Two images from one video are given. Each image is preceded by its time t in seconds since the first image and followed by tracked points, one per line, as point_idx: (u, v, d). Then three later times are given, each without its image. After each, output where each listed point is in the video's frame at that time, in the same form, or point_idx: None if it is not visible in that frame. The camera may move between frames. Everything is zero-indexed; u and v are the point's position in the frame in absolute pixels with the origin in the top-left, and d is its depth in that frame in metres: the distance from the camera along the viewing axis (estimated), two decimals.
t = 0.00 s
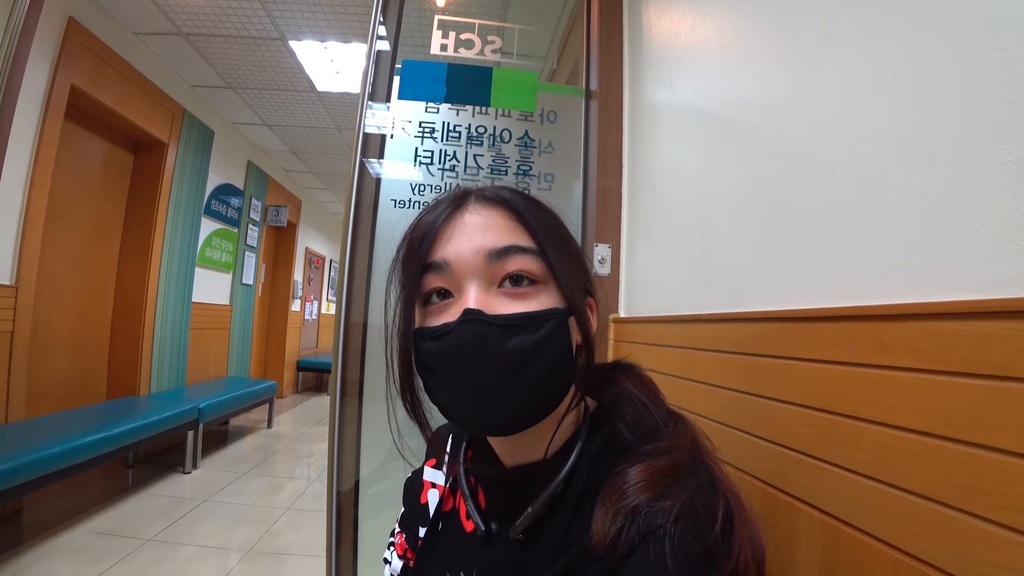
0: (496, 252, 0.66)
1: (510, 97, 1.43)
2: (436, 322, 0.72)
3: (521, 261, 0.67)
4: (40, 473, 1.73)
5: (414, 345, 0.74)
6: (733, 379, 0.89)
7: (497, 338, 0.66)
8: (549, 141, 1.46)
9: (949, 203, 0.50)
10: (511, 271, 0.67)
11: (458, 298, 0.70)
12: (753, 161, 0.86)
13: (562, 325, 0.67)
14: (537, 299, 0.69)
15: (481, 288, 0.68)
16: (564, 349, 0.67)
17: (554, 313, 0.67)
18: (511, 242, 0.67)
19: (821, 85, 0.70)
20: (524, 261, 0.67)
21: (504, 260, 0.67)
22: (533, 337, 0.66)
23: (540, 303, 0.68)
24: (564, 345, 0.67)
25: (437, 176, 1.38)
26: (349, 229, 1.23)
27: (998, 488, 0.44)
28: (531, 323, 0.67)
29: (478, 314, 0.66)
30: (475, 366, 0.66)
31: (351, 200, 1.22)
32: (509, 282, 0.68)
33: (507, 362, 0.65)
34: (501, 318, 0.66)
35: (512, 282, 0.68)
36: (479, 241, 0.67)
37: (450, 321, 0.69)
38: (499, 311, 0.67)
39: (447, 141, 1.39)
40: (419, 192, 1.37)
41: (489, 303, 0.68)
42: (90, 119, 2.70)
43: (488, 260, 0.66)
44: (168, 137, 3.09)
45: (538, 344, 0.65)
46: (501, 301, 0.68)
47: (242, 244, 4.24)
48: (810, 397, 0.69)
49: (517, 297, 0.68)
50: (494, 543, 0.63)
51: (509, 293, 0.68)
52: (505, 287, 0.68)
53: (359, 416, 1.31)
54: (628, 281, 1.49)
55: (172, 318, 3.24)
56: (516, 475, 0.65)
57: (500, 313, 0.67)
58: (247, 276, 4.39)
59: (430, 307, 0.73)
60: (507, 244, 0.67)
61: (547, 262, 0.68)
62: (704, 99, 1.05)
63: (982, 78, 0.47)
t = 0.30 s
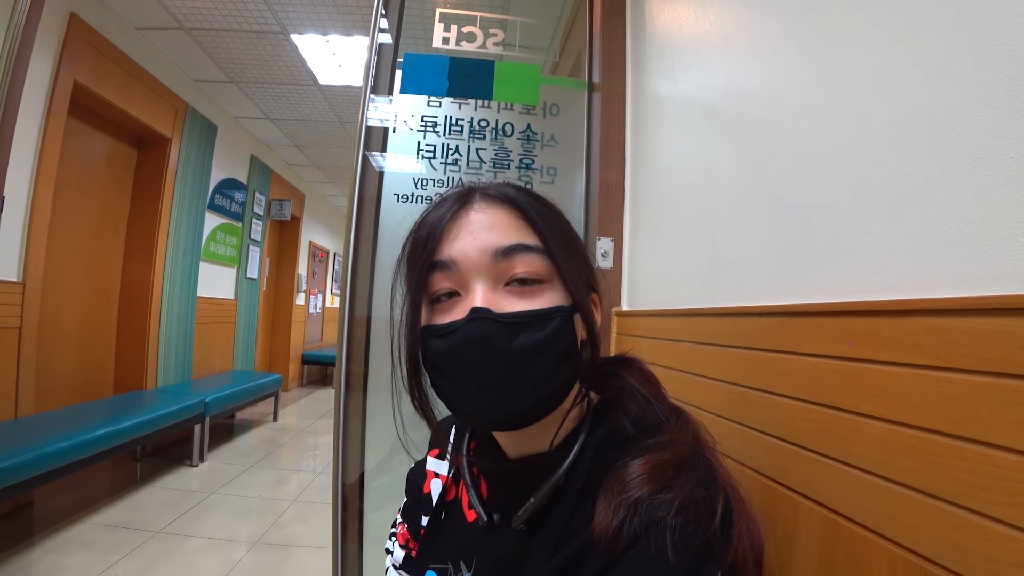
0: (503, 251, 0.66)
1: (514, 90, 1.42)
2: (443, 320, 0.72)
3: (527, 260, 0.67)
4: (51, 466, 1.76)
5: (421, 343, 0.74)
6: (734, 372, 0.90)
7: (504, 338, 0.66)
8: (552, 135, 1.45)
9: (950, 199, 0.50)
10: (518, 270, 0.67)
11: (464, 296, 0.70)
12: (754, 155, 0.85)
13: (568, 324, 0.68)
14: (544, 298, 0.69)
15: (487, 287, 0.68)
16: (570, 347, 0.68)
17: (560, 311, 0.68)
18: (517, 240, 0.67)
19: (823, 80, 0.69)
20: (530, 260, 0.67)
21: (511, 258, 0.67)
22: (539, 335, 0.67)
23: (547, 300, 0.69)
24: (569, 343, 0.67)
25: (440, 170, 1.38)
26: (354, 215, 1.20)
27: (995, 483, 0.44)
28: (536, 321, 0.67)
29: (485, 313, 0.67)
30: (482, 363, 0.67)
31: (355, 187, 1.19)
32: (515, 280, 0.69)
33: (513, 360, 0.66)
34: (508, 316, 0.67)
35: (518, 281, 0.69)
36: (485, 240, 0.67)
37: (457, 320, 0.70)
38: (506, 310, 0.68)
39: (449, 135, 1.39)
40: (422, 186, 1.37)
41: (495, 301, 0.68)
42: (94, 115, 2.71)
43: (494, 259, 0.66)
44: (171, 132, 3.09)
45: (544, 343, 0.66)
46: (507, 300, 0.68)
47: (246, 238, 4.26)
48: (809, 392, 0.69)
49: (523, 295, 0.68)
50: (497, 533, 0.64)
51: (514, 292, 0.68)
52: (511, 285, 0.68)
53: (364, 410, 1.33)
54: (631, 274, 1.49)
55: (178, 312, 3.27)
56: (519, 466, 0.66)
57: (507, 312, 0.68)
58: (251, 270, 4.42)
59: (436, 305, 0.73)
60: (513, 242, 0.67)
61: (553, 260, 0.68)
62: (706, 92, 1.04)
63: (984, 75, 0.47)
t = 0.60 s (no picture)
0: (510, 247, 0.66)
1: (516, 83, 1.41)
2: (450, 315, 0.73)
3: (535, 255, 0.67)
4: (55, 459, 1.78)
5: (428, 337, 0.75)
6: (736, 367, 0.90)
7: (512, 333, 0.67)
8: (554, 128, 1.45)
9: (955, 194, 0.50)
10: (526, 265, 0.68)
11: (472, 291, 0.71)
12: (758, 148, 0.85)
13: (575, 319, 0.68)
14: (551, 293, 0.69)
15: (495, 282, 0.68)
16: (578, 342, 0.68)
17: (568, 306, 0.68)
18: (524, 236, 0.67)
19: (827, 74, 0.69)
20: (537, 255, 0.68)
21: (519, 254, 0.67)
22: (547, 331, 0.67)
23: (554, 296, 0.69)
24: (577, 338, 0.68)
25: (442, 163, 1.38)
26: (356, 211, 1.21)
27: (995, 479, 0.44)
28: (544, 316, 0.68)
29: (493, 309, 0.67)
30: (490, 358, 0.67)
31: (356, 186, 1.21)
32: (522, 275, 0.69)
33: (521, 356, 0.66)
34: (516, 312, 0.67)
35: (526, 276, 0.69)
36: (493, 236, 0.67)
37: (464, 315, 0.70)
38: (514, 305, 0.68)
39: (452, 128, 1.38)
40: (424, 179, 1.37)
41: (503, 297, 0.68)
42: (96, 108, 2.71)
43: (502, 254, 0.67)
44: (173, 125, 3.09)
45: (552, 338, 0.67)
46: (515, 296, 0.68)
47: (248, 231, 4.26)
48: (810, 387, 0.69)
49: (531, 290, 0.68)
50: (500, 522, 0.65)
51: (522, 287, 0.69)
52: (519, 281, 0.69)
53: (367, 403, 1.34)
54: (633, 268, 1.49)
55: (180, 305, 3.28)
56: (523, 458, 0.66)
57: (515, 307, 0.68)
58: (253, 263, 4.43)
59: (444, 300, 0.74)
60: (521, 238, 0.67)
61: (561, 256, 0.68)
62: (709, 86, 1.04)
63: (989, 69, 0.47)
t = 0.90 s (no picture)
0: (515, 242, 0.66)
1: (520, 75, 1.40)
2: (454, 310, 0.73)
3: (541, 250, 0.67)
4: (59, 448, 1.79)
5: (432, 332, 0.75)
6: (738, 363, 0.90)
7: (517, 330, 0.66)
8: (558, 120, 1.43)
9: (962, 191, 0.49)
10: (532, 261, 0.67)
11: (477, 287, 0.70)
12: (763, 142, 0.84)
13: (581, 315, 0.68)
14: (557, 289, 0.69)
15: (500, 278, 0.68)
16: (584, 339, 0.68)
17: (574, 302, 0.68)
18: (530, 232, 0.67)
19: (835, 67, 0.67)
20: (543, 251, 0.67)
21: (524, 249, 0.67)
22: (552, 328, 0.67)
23: (560, 291, 0.69)
24: (582, 335, 0.67)
25: (444, 155, 1.37)
26: (359, 202, 1.21)
27: (997, 478, 0.44)
28: (549, 313, 0.67)
29: (498, 305, 0.67)
30: (495, 355, 0.67)
31: (359, 176, 1.20)
32: (527, 271, 0.68)
33: (526, 353, 0.66)
34: (520, 308, 0.67)
35: (531, 272, 0.69)
36: (499, 230, 0.67)
37: (469, 310, 0.70)
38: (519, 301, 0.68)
39: (455, 120, 1.37)
40: (426, 171, 1.36)
41: (508, 293, 0.68)
42: (97, 98, 2.69)
43: (507, 250, 0.66)
44: (174, 115, 3.07)
45: (557, 335, 0.66)
46: (520, 291, 0.68)
47: (250, 223, 4.26)
48: (813, 384, 0.69)
49: (536, 286, 0.68)
50: (501, 517, 0.65)
51: (527, 283, 0.68)
52: (524, 277, 0.68)
53: (369, 395, 1.34)
54: (636, 262, 1.49)
55: (182, 296, 3.29)
56: (526, 453, 0.66)
57: (521, 303, 0.68)
58: (255, 255, 4.42)
59: (448, 295, 0.74)
60: (526, 234, 0.66)
61: (567, 251, 0.68)
62: (714, 78, 1.03)
63: (1003, 63, 0.46)
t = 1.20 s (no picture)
0: (515, 242, 0.66)
1: (521, 71, 1.40)
2: (454, 311, 0.73)
3: (540, 250, 0.67)
4: (63, 445, 1.81)
5: (432, 332, 0.75)
6: (738, 360, 0.90)
7: (516, 331, 0.67)
8: (559, 117, 1.42)
9: (962, 190, 0.49)
10: (531, 261, 0.67)
11: (476, 286, 0.71)
12: (764, 139, 0.84)
13: (580, 316, 0.68)
14: (556, 289, 0.69)
15: (499, 278, 0.68)
16: (583, 339, 0.68)
17: (573, 303, 0.68)
18: (529, 231, 0.67)
19: (836, 65, 0.68)
20: (542, 251, 0.67)
21: (524, 249, 0.67)
22: (550, 328, 0.67)
23: (560, 291, 0.69)
24: (582, 335, 0.68)
25: (446, 152, 1.36)
26: (361, 198, 1.24)
27: (994, 475, 0.45)
28: (549, 313, 0.67)
29: (498, 305, 0.67)
30: (495, 356, 0.67)
31: (361, 171, 1.22)
32: (526, 272, 0.69)
33: (525, 354, 0.66)
34: (520, 308, 0.67)
35: (529, 272, 0.69)
36: (498, 231, 0.67)
37: (468, 310, 0.70)
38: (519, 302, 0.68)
39: (456, 117, 1.37)
40: (428, 168, 1.36)
41: (507, 293, 0.68)
42: (98, 95, 2.69)
43: (506, 250, 0.66)
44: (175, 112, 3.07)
45: (557, 334, 0.66)
46: (519, 291, 0.68)
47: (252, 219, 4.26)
48: (813, 381, 0.69)
49: (536, 287, 0.68)
50: (502, 513, 0.65)
51: (526, 283, 0.68)
52: (524, 277, 0.69)
53: (370, 392, 1.35)
54: (637, 259, 1.48)
55: (184, 293, 3.30)
56: (527, 452, 0.67)
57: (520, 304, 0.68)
58: (257, 251, 4.43)
59: (447, 295, 0.74)
60: (525, 234, 0.67)
61: (567, 251, 0.68)
62: (716, 74, 1.02)
63: (1002, 63, 0.46)
